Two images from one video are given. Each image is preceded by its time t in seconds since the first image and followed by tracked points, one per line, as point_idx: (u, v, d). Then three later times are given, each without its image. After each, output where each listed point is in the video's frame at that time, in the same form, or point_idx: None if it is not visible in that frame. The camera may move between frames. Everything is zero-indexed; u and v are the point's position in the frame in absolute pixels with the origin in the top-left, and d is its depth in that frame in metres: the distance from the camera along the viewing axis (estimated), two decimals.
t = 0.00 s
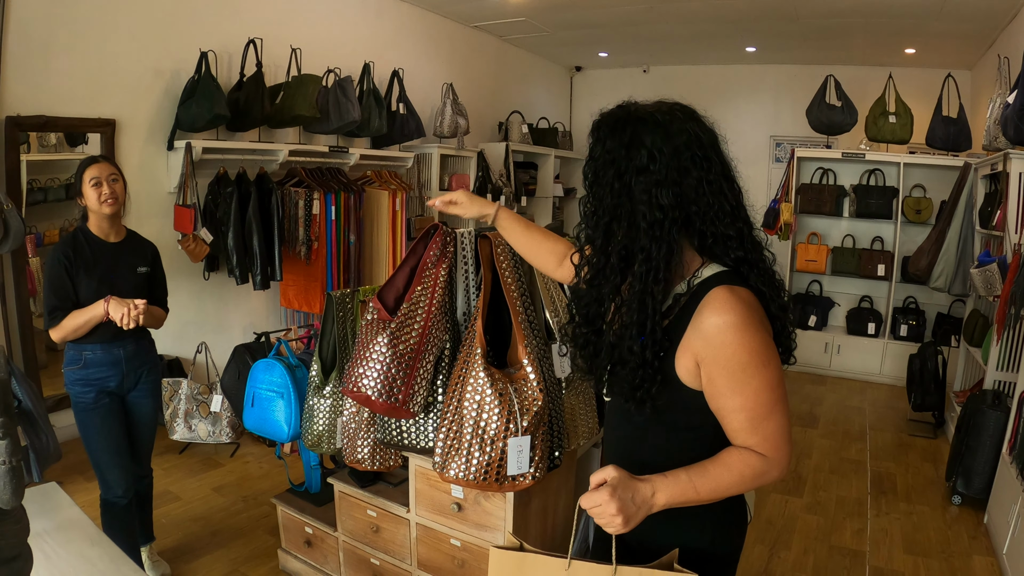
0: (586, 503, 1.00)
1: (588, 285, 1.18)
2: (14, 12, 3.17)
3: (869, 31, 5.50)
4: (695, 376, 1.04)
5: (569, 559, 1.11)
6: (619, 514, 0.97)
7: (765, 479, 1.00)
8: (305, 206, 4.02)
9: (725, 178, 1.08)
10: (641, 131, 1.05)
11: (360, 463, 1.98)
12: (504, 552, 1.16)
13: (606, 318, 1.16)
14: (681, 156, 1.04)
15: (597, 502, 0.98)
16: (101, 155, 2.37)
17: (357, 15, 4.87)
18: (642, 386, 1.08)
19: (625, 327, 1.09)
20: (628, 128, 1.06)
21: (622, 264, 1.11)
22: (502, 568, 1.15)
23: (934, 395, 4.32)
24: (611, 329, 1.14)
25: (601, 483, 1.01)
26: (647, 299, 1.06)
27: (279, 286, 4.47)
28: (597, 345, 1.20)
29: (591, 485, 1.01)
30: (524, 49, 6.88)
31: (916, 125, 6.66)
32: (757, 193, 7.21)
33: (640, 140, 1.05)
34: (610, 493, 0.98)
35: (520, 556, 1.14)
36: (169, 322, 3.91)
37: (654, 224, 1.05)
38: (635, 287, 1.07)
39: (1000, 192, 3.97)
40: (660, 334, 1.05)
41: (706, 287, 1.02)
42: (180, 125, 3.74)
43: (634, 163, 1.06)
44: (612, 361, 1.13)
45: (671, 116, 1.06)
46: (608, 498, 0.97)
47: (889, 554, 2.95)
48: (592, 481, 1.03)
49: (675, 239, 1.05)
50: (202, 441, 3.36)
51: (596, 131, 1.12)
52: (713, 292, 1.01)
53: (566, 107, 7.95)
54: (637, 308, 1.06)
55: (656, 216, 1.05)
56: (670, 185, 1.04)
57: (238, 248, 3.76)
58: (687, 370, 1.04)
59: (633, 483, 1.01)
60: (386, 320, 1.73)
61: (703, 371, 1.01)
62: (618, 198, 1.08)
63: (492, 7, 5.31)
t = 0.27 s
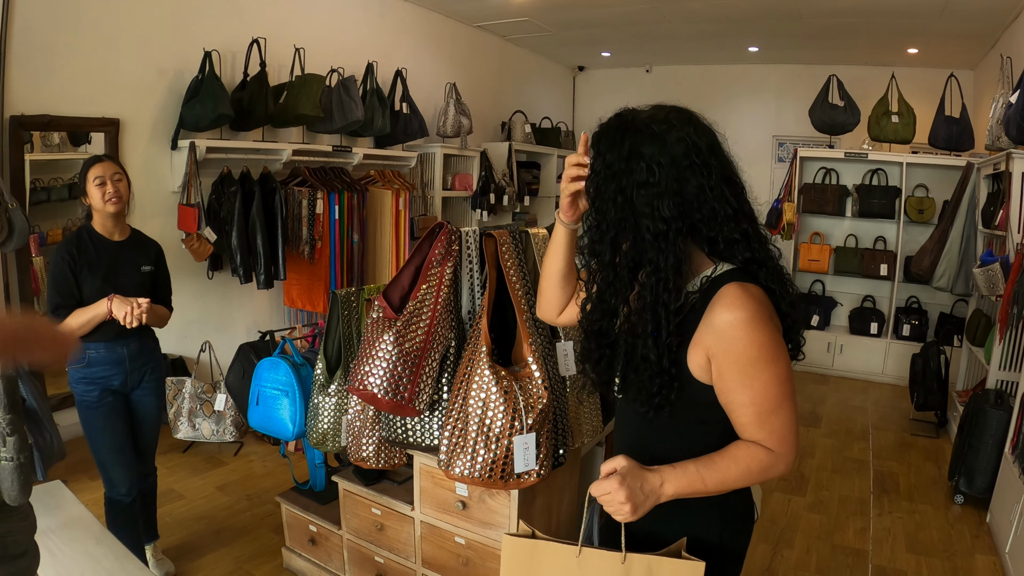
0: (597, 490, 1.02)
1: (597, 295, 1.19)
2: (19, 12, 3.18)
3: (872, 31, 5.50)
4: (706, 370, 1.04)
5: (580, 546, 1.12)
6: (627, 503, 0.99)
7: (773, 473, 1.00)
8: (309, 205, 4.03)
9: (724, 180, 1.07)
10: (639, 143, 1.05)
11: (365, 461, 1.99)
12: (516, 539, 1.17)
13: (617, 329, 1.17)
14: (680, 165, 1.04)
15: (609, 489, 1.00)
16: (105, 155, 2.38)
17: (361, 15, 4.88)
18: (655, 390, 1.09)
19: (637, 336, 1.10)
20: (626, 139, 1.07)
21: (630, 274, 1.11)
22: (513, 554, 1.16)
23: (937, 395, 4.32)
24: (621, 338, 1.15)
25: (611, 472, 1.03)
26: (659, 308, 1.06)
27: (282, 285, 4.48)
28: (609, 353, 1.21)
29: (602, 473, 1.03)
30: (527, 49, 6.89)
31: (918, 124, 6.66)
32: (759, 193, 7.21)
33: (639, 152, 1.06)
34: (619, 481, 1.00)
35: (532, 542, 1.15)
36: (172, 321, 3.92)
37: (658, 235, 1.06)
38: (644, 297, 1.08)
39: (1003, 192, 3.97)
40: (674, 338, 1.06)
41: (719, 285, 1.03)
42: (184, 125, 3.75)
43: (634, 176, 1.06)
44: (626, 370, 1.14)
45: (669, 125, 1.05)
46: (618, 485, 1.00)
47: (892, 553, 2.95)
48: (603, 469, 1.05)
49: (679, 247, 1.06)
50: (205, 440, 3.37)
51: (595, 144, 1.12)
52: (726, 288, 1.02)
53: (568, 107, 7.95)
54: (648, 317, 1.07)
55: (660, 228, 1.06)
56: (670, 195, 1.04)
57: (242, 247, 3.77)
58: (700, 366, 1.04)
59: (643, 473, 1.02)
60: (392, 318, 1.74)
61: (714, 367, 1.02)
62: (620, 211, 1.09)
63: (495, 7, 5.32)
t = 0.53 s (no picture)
0: (615, 492, 1.03)
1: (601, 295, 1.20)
2: (21, 11, 3.18)
3: (874, 31, 5.50)
4: (722, 371, 1.05)
5: (594, 545, 1.12)
6: (646, 504, 1.01)
7: (787, 472, 1.02)
8: (311, 204, 4.03)
9: (730, 184, 1.06)
10: (645, 145, 1.07)
11: (367, 460, 1.99)
12: (532, 536, 1.17)
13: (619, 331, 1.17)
14: (684, 168, 1.04)
15: (626, 491, 1.01)
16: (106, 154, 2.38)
17: (363, 15, 4.89)
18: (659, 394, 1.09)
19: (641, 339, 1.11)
20: (634, 140, 1.08)
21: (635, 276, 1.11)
22: (529, 550, 1.17)
23: (938, 394, 4.32)
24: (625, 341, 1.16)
25: (628, 473, 1.04)
26: (659, 311, 1.07)
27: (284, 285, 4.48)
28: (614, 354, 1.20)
29: (619, 476, 1.04)
30: (529, 49, 6.89)
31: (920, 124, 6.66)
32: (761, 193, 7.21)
33: (644, 156, 1.07)
34: (637, 483, 1.01)
35: (548, 539, 1.16)
36: (174, 320, 3.92)
37: (660, 237, 1.06)
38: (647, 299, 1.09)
39: (1005, 191, 3.97)
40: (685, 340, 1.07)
41: (732, 288, 1.04)
42: (186, 124, 3.76)
43: (640, 178, 1.07)
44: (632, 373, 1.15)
45: (672, 129, 1.06)
46: (636, 487, 1.00)
47: (893, 552, 2.95)
48: (621, 471, 1.06)
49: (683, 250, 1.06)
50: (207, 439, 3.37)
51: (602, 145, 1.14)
52: (743, 291, 1.02)
53: (570, 107, 7.95)
54: (650, 320, 1.08)
55: (660, 231, 1.06)
56: (671, 198, 1.05)
57: (244, 246, 3.77)
58: (716, 366, 1.05)
59: (661, 473, 1.03)
60: (393, 316, 1.74)
61: (730, 367, 1.02)
62: (628, 212, 1.09)
63: (497, 6, 5.32)
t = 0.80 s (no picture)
0: (622, 486, 1.04)
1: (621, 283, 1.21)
2: (25, 12, 3.19)
3: (876, 32, 5.50)
4: (731, 370, 1.05)
5: (606, 541, 1.13)
6: (652, 499, 1.02)
7: (791, 471, 1.03)
8: (313, 205, 4.04)
9: (753, 190, 1.09)
10: (682, 138, 1.09)
11: (370, 459, 2.00)
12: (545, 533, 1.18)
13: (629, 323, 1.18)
14: (716, 163, 1.07)
15: (632, 485, 1.03)
16: (108, 155, 2.39)
17: (366, 15, 4.90)
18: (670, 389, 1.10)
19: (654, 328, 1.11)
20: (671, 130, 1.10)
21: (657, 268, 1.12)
22: (542, 547, 1.18)
23: (940, 395, 4.32)
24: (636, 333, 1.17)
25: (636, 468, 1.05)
26: (674, 304, 1.08)
27: (286, 284, 4.48)
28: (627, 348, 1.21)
29: (626, 470, 1.06)
30: (531, 49, 6.90)
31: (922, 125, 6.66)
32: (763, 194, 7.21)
33: (677, 146, 1.09)
34: (644, 477, 1.02)
35: (560, 536, 1.17)
36: (177, 320, 3.93)
37: (688, 228, 1.08)
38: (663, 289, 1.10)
39: (1006, 193, 3.97)
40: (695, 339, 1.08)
41: (742, 287, 1.05)
42: (189, 124, 3.77)
43: (671, 169, 1.09)
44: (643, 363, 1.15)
45: (708, 125, 1.09)
46: (642, 481, 1.02)
47: (894, 552, 2.95)
48: (629, 466, 1.08)
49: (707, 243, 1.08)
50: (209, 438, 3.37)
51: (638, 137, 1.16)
52: (751, 292, 1.03)
53: (572, 107, 7.96)
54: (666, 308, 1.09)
55: (685, 226, 1.09)
56: (702, 192, 1.07)
57: (247, 246, 3.78)
58: (723, 362, 1.05)
59: (667, 469, 1.04)
60: (397, 317, 1.75)
61: (738, 367, 1.03)
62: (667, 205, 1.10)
63: (499, 7, 5.33)
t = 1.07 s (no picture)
0: (644, 483, 1.07)
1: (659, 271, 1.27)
2: (31, 12, 3.20)
3: (879, 33, 5.51)
4: (753, 368, 1.10)
5: (627, 536, 1.16)
6: (674, 496, 1.05)
7: (811, 467, 1.07)
8: (317, 205, 4.05)
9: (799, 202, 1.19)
10: (742, 141, 1.15)
11: (376, 460, 2.01)
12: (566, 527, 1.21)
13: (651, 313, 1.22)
14: (772, 171, 1.15)
15: (655, 482, 1.06)
16: (113, 156, 2.40)
17: (369, 16, 4.90)
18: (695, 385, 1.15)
19: (687, 319, 1.16)
20: (731, 131, 1.15)
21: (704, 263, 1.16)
22: (562, 541, 1.21)
23: (942, 396, 4.32)
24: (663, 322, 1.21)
25: (657, 466, 1.08)
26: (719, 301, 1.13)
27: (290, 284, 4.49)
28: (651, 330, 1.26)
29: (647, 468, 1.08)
30: (534, 50, 6.90)
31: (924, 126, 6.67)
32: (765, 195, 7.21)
33: (738, 149, 1.15)
34: (667, 474, 1.05)
35: (580, 531, 1.20)
36: (182, 320, 3.94)
37: (739, 230, 1.15)
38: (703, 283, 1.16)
39: (1009, 194, 3.98)
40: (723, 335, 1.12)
41: (768, 287, 1.10)
42: (194, 125, 3.78)
43: (733, 172, 1.15)
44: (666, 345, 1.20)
45: (768, 134, 1.16)
46: (665, 478, 1.05)
47: (897, 553, 2.96)
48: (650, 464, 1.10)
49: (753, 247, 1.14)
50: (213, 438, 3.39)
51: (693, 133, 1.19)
52: (776, 289, 1.09)
53: (575, 107, 7.96)
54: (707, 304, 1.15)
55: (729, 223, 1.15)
56: (759, 197, 1.14)
57: (251, 246, 3.79)
58: (745, 359, 1.10)
59: (689, 467, 1.07)
60: (404, 318, 1.75)
61: (761, 365, 1.08)
62: (724, 202, 1.15)
63: (502, 8, 5.33)
